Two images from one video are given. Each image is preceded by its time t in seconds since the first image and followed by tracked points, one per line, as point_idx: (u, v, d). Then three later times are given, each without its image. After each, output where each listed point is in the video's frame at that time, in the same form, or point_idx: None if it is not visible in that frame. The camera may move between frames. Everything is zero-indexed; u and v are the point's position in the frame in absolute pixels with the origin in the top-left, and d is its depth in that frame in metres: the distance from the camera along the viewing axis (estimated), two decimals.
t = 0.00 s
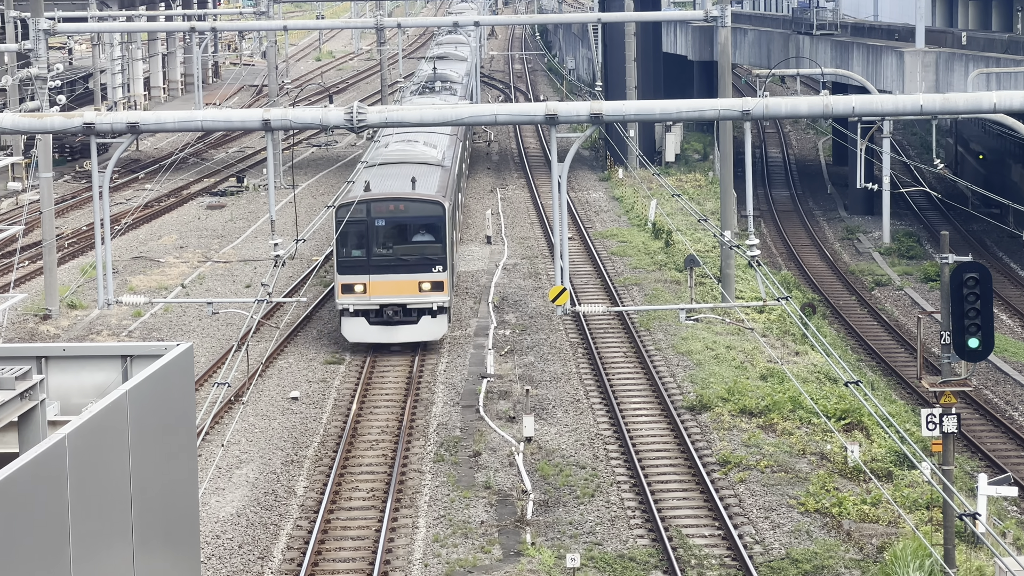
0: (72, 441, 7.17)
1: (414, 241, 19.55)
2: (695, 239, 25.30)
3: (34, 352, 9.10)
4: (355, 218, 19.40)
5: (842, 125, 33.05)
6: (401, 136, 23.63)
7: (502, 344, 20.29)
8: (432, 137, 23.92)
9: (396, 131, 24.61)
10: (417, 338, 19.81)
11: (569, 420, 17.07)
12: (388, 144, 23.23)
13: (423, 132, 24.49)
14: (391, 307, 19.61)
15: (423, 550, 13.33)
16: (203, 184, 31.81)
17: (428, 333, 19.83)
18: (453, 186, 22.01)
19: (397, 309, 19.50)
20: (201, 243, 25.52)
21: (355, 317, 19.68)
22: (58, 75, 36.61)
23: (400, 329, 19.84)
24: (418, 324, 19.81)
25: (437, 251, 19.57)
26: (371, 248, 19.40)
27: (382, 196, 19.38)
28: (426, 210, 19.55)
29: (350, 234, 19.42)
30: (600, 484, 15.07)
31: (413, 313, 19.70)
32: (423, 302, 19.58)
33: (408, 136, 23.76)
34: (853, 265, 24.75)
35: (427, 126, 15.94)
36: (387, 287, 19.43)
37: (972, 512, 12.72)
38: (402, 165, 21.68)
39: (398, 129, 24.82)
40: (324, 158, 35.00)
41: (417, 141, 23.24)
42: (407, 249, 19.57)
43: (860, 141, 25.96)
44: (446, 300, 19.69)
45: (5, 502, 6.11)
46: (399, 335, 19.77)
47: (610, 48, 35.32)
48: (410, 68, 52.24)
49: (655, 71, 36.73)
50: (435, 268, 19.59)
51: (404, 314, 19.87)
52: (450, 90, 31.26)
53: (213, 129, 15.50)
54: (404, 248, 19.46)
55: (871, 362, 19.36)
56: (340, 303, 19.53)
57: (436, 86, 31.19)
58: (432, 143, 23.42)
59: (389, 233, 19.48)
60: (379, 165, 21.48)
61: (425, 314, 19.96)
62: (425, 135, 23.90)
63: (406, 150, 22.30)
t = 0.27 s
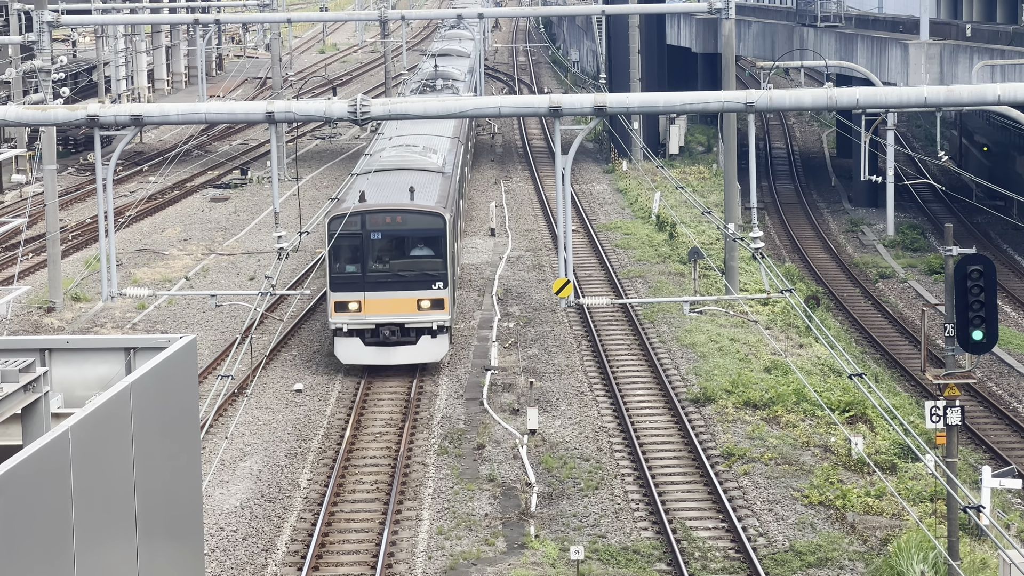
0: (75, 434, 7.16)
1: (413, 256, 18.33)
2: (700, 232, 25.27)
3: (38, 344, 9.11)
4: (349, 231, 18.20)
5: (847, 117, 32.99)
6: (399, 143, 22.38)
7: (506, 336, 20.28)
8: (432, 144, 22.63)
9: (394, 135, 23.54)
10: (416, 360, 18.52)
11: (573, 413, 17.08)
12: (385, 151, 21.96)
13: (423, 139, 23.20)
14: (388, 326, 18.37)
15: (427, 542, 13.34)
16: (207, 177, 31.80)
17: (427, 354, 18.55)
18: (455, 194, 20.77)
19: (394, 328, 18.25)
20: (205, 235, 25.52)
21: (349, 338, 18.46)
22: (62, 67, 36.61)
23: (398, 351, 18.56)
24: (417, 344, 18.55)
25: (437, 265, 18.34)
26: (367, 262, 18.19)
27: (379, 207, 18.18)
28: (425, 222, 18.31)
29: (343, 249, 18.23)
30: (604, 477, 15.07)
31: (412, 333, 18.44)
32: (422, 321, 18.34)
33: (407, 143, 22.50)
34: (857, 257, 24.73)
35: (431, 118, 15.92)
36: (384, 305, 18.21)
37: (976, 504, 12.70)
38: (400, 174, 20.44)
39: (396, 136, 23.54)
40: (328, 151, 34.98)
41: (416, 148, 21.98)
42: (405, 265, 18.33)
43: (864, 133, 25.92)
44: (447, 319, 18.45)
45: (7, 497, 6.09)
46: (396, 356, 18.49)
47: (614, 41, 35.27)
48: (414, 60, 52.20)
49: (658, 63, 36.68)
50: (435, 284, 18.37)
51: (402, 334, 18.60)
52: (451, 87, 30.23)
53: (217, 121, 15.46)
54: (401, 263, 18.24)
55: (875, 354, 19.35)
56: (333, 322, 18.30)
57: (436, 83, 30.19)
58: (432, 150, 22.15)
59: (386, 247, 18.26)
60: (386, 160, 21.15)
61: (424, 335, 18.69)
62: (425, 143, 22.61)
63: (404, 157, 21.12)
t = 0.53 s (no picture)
0: (75, 425, 7.15)
1: (407, 271, 17.01)
2: (700, 222, 25.25)
3: (38, 334, 9.12)
4: (338, 244, 16.94)
5: (848, 107, 32.93)
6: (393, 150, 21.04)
7: (507, 326, 20.28)
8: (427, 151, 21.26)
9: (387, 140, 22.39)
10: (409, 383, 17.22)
11: (573, 403, 17.08)
12: (377, 159, 20.60)
13: (419, 145, 21.87)
14: (379, 347, 17.07)
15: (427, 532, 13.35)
16: (208, 166, 31.77)
17: (421, 377, 17.26)
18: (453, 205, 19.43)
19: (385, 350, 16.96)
20: (206, 225, 25.51)
21: (339, 359, 17.13)
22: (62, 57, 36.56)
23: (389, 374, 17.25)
24: (410, 366, 17.24)
25: (433, 281, 17.01)
26: (357, 278, 16.89)
27: (370, 218, 16.89)
28: (420, 235, 16.98)
29: (332, 264, 16.95)
30: (605, 467, 15.07)
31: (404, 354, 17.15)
32: (415, 341, 17.02)
33: (401, 150, 21.16)
34: (858, 248, 24.71)
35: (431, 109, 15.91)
36: (374, 324, 16.91)
37: (976, 494, 12.70)
38: (393, 184, 19.15)
39: (390, 143, 22.21)
40: (329, 141, 34.94)
41: (410, 155, 20.62)
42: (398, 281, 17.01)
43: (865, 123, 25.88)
44: (443, 339, 17.12)
45: (6, 487, 6.08)
46: (388, 380, 17.18)
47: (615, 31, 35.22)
48: (415, 50, 52.12)
49: (659, 53, 36.64)
50: (431, 302, 17.03)
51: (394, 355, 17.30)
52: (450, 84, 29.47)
53: (217, 111, 15.41)
54: (395, 280, 16.93)
55: (875, 344, 19.34)
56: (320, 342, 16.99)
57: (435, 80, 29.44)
58: (428, 157, 20.82)
59: (378, 261, 16.95)
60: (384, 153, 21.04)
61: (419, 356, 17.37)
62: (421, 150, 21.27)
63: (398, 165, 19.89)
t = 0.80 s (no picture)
0: (72, 406, 7.17)
1: (397, 284, 15.59)
2: (699, 206, 25.25)
3: (34, 316, 9.06)
4: (322, 255, 15.49)
5: (846, 92, 32.91)
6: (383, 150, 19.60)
7: (505, 310, 20.29)
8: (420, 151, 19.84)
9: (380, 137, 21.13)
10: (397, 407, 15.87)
11: (572, 386, 17.10)
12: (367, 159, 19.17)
13: (412, 144, 20.49)
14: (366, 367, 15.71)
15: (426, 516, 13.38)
16: (206, 150, 31.72)
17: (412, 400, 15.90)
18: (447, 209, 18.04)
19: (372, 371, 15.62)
20: (204, 208, 25.48)
21: (324, 379, 15.83)
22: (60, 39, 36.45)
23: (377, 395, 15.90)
24: (400, 388, 15.87)
25: (426, 295, 15.60)
26: (342, 291, 15.48)
27: (356, 226, 15.49)
28: (411, 245, 15.56)
29: (316, 277, 15.51)
30: (603, 450, 15.10)
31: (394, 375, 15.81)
32: (406, 361, 15.64)
33: (393, 149, 19.73)
34: (856, 232, 24.72)
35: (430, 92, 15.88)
36: (361, 343, 15.55)
37: (973, 478, 12.73)
38: (384, 187, 17.80)
39: (382, 140, 20.82)
40: (328, 124, 34.89)
41: (402, 155, 19.20)
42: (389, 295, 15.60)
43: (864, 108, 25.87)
44: (436, 359, 15.73)
45: (5, 467, 6.10)
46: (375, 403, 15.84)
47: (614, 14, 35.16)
48: (414, 34, 52.01)
49: (658, 37, 36.59)
50: (423, 318, 15.63)
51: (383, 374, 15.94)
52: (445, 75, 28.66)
53: (215, 94, 15.37)
54: (383, 293, 15.53)
55: (873, 328, 19.37)
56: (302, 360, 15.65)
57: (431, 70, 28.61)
58: (421, 157, 19.40)
59: (366, 273, 15.54)
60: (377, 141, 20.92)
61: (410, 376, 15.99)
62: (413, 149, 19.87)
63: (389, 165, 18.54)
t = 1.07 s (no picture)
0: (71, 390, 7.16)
1: (387, 305, 14.44)
2: (699, 192, 25.24)
3: (35, 302, 9.02)
4: (304, 272, 14.38)
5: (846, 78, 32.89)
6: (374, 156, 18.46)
7: (505, 296, 20.30)
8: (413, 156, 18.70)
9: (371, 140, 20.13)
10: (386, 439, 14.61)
11: (571, 372, 17.13)
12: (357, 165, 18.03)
13: (406, 148, 19.62)
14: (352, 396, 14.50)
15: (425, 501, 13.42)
16: (206, 134, 31.69)
17: (403, 432, 14.64)
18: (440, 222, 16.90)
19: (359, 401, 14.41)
20: (204, 193, 25.46)
21: (306, 408, 14.60)
22: (59, 23, 36.36)
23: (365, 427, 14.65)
24: (389, 418, 14.63)
25: (417, 316, 14.44)
26: (327, 312, 14.35)
27: (342, 241, 14.36)
28: (400, 262, 14.41)
29: (299, 295, 14.39)
30: (602, 436, 15.13)
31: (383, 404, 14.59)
32: (396, 389, 14.43)
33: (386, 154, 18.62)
34: (856, 219, 24.71)
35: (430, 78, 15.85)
36: (346, 370, 14.35)
37: (971, 465, 12.76)
38: (374, 197, 16.81)
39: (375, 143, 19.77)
40: (328, 110, 34.84)
41: (394, 163, 18.13)
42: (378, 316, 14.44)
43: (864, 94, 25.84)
44: (429, 386, 14.52)
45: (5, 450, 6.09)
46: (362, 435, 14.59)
47: None
48: (414, 19, 51.91)
49: (659, 23, 36.54)
50: (415, 342, 14.44)
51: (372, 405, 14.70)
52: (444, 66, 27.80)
53: (215, 79, 15.32)
54: (371, 314, 14.40)
55: (872, 315, 19.39)
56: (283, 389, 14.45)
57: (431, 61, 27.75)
58: (414, 165, 18.26)
59: (353, 293, 14.42)
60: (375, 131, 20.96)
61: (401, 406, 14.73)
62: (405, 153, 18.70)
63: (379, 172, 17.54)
